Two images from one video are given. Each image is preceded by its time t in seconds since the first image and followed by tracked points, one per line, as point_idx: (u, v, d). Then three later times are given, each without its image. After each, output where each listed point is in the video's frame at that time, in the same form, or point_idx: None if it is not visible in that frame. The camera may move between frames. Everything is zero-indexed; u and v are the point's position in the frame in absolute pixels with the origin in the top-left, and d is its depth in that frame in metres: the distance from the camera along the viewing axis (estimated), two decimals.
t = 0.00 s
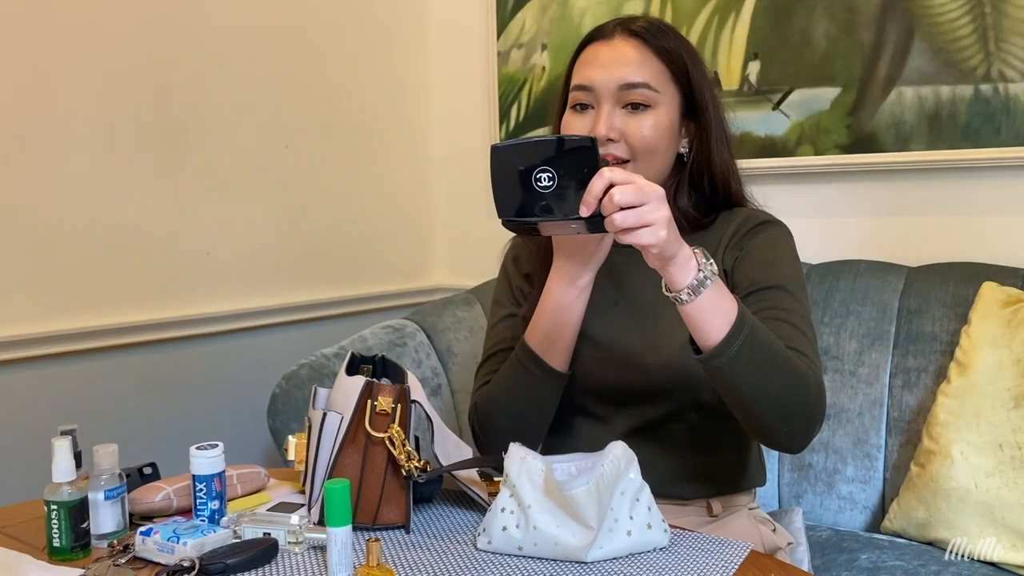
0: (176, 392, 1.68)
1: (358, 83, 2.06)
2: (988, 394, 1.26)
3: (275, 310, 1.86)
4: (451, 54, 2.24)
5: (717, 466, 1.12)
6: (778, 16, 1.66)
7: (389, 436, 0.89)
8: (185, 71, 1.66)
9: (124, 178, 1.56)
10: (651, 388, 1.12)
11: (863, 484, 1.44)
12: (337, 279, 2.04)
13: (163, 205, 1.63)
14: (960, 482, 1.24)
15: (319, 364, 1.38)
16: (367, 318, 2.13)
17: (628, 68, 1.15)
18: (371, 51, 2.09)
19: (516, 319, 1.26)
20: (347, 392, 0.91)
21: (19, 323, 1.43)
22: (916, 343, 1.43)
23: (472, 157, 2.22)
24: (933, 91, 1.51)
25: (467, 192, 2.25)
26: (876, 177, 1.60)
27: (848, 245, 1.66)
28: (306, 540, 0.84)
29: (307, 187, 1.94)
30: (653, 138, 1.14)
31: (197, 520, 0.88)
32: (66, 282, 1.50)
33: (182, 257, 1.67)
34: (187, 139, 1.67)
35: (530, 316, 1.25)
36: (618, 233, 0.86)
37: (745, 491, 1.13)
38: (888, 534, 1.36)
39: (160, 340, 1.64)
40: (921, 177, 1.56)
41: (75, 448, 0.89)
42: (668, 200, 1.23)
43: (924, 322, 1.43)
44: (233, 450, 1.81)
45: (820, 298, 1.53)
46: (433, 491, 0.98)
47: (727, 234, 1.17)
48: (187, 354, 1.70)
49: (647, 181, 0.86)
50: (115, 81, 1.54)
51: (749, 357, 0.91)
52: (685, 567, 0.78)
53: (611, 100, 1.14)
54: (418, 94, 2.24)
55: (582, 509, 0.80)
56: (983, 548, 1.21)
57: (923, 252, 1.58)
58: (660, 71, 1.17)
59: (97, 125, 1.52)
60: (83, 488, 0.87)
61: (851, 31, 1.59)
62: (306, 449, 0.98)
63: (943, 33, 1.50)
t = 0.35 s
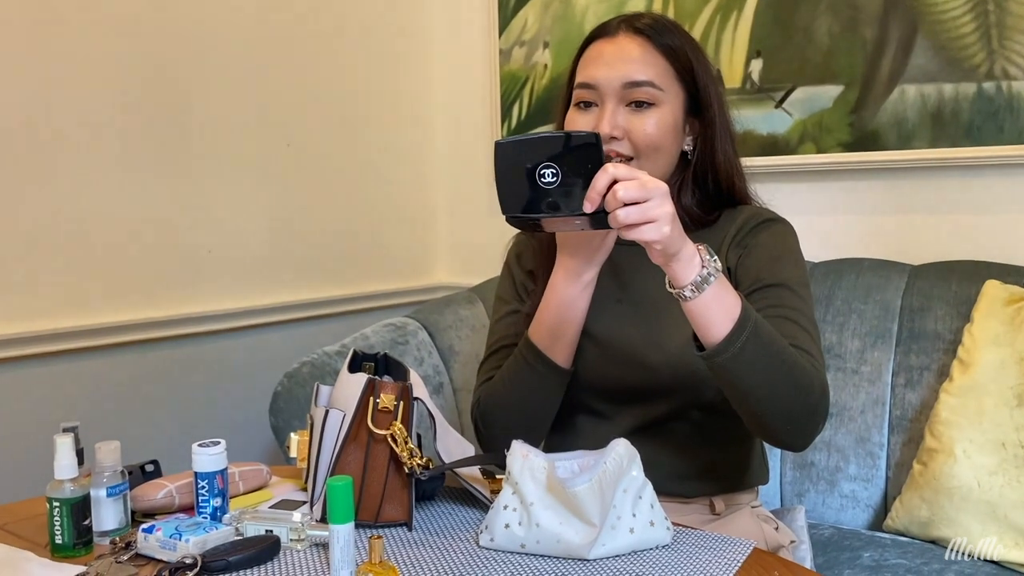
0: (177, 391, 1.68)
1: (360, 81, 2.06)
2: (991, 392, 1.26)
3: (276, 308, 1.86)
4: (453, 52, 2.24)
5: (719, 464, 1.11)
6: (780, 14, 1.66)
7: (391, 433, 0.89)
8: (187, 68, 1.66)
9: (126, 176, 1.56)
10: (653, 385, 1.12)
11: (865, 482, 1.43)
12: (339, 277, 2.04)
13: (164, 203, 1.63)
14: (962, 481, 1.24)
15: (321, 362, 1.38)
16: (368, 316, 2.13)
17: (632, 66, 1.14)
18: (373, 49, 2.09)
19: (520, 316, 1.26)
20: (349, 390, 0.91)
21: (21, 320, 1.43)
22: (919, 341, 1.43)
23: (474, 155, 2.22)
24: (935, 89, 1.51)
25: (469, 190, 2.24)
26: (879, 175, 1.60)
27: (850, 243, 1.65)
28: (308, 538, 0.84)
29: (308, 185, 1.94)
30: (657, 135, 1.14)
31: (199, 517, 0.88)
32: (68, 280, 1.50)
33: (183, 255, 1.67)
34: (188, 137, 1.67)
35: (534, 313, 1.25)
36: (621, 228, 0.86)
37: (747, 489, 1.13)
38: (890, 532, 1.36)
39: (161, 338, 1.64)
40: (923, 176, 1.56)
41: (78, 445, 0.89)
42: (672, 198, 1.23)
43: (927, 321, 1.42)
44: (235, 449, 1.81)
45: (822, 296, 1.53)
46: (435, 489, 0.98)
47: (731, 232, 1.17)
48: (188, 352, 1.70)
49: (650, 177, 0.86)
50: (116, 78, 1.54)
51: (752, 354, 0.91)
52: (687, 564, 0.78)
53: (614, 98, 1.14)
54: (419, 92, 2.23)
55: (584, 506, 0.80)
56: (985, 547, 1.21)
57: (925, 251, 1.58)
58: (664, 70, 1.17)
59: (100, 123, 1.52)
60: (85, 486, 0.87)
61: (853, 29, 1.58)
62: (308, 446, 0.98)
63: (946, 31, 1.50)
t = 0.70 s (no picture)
0: (177, 390, 1.68)
1: (360, 81, 2.06)
2: (991, 392, 1.26)
3: (276, 308, 1.86)
4: (453, 52, 2.24)
5: (719, 464, 1.11)
6: (780, 14, 1.66)
7: (391, 433, 0.89)
8: (187, 68, 1.66)
9: (126, 176, 1.56)
10: (652, 385, 1.12)
11: (864, 482, 1.44)
12: (339, 276, 2.04)
13: (164, 202, 1.63)
14: (962, 480, 1.24)
15: (321, 361, 1.38)
16: (368, 315, 2.13)
17: (633, 66, 1.14)
18: (373, 49, 2.09)
19: (520, 315, 1.26)
20: (348, 390, 0.91)
21: (21, 320, 1.43)
22: (918, 341, 1.43)
23: (474, 154, 2.22)
24: (935, 89, 1.51)
25: (469, 190, 2.25)
26: (879, 175, 1.60)
27: (849, 242, 1.65)
28: (308, 538, 0.84)
29: (308, 185, 1.94)
30: (658, 135, 1.14)
31: (199, 517, 0.88)
32: (69, 280, 1.50)
33: (183, 255, 1.67)
34: (188, 137, 1.67)
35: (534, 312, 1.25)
36: (619, 229, 0.87)
37: (747, 489, 1.13)
38: (890, 532, 1.36)
39: (161, 338, 1.64)
40: (923, 175, 1.56)
41: (77, 445, 0.89)
42: (672, 198, 1.23)
43: (927, 320, 1.42)
44: (235, 448, 1.81)
45: (822, 295, 1.53)
46: (434, 489, 0.98)
47: (730, 233, 1.17)
48: (188, 352, 1.70)
49: (647, 178, 0.86)
50: (116, 78, 1.54)
51: (751, 354, 0.91)
52: (686, 565, 0.78)
53: (615, 99, 1.14)
54: (419, 91, 2.23)
55: (584, 506, 0.81)
56: (984, 547, 1.21)
57: (924, 250, 1.58)
58: (664, 70, 1.17)
59: (100, 123, 1.52)
60: (85, 485, 0.87)
61: (853, 29, 1.58)
62: (308, 446, 0.98)
63: (946, 31, 1.50)
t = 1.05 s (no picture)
0: (177, 390, 1.68)
1: (360, 81, 2.06)
2: (991, 392, 1.26)
3: (276, 308, 1.86)
4: (453, 52, 2.24)
5: (719, 463, 1.11)
6: (780, 13, 1.66)
7: (391, 433, 0.89)
8: (187, 68, 1.66)
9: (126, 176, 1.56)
10: (653, 385, 1.12)
11: (864, 481, 1.44)
12: (339, 276, 2.04)
13: (164, 202, 1.63)
14: (962, 480, 1.24)
15: (321, 361, 1.38)
16: (368, 315, 2.13)
17: (633, 66, 1.14)
18: (372, 48, 2.09)
19: (521, 314, 1.26)
20: (349, 389, 0.91)
21: (20, 320, 1.43)
22: (918, 340, 1.43)
23: (474, 153, 2.22)
24: (936, 88, 1.51)
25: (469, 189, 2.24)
26: (878, 175, 1.60)
27: (849, 242, 1.65)
28: (308, 538, 0.84)
29: (308, 184, 1.94)
30: (658, 135, 1.14)
31: (199, 517, 0.88)
32: (68, 281, 1.50)
33: (183, 255, 1.67)
34: (188, 137, 1.67)
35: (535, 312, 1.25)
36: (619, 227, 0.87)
37: (747, 489, 1.13)
38: (890, 532, 1.36)
39: (161, 338, 1.64)
40: (923, 175, 1.56)
41: (77, 445, 0.89)
42: (672, 198, 1.23)
43: (926, 320, 1.42)
44: (234, 448, 1.81)
45: (822, 295, 1.53)
46: (434, 488, 0.98)
47: (730, 233, 1.17)
48: (187, 352, 1.70)
49: (647, 176, 0.87)
50: (116, 79, 1.54)
51: (750, 354, 0.91)
52: (686, 564, 0.78)
53: (615, 99, 1.14)
54: (419, 91, 2.23)
55: (584, 506, 0.81)
56: (984, 547, 1.21)
57: (924, 250, 1.57)
58: (665, 70, 1.17)
59: (99, 123, 1.52)
60: (84, 485, 0.87)
61: (853, 28, 1.58)
62: (308, 446, 0.98)
63: (946, 30, 1.50)
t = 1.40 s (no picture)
0: (175, 390, 1.68)
1: (359, 81, 2.06)
2: (991, 391, 1.26)
3: (275, 308, 1.86)
4: (452, 52, 2.24)
5: (718, 463, 1.11)
6: (780, 13, 1.66)
7: (389, 433, 0.89)
8: (186, 68, 1.66)
9: (125, 176, 1.56)
10: (652, 385, 1.12)
11: (864, 482, 1.43)
12: (338, 276, 2.04)
13: (163, 202, 1.63)
14: (961, 480, 1.24)
15: (320, 361, 1.38)
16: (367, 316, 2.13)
17: (638, 63, 1.14)
18: (371, 48, 2.09)
19: (518, 314, 1.26)
20: (348, 389, 0.91)
21: (19, 320, 1.43)
22: (918, 340, 1.42)
23: (472, 153, 2.22)
24: (935, 88, 1.51)
25: (468, 189, 2.24)
26: (878, 174, 1.60)
27: (849, 242, 1.65)
28: (306, 538, 0.84)
29: (307, 184, 1.94)
30: (664, 132, 1.14)
31: (197, 517, 0.88)
32: (68, 280, 1.50)
33: (182, 255, 1.67)
34: (187, 137, 1.67)
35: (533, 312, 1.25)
36: (619, 226, 0.86)
37: (747, 489, 1.12)
38: (889, 532, 1.36)
39: (160, 338, 1.64)
40: (922, 175, 1.55)
41: (75, 446, 0.89)
42: (673, 197, 1.23)
43: (925, 320, 1.42)
44: (233, 449, 1.81)
45: (822, 295, 1.53)
46: (432, 489, 0.98)
47: (730, 232, 1.17)
48: (186, 353, 1.69)
49: (646, 174, 0.86)
50: (114, 79, 1.54)
51: (751, 355, 0.91)
52: (684, 565, 0.78)
53: (621, 96, 1.14)
54: (418, 91, 2.23)
55: (583, 506, 0.80)
56: (985, 547, 1.21)
57: (924, 250, 1.57)
58: (669, 68, 1.17)
59: (98, 123, 1.52)
60: (83, 486, 0.87)
61: (853, 28, 1.58)
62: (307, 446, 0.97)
63: (945, 30, 1.49)
